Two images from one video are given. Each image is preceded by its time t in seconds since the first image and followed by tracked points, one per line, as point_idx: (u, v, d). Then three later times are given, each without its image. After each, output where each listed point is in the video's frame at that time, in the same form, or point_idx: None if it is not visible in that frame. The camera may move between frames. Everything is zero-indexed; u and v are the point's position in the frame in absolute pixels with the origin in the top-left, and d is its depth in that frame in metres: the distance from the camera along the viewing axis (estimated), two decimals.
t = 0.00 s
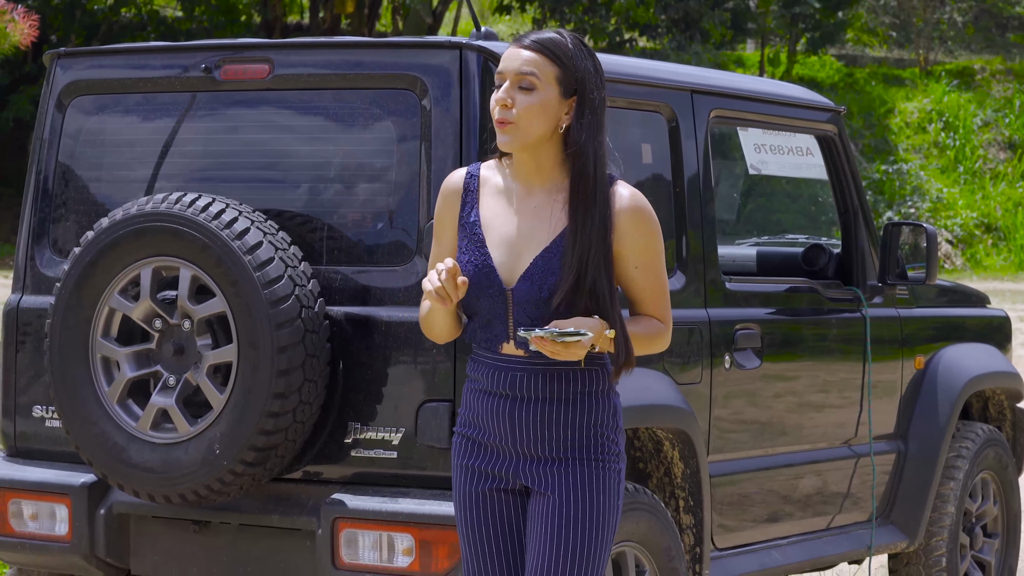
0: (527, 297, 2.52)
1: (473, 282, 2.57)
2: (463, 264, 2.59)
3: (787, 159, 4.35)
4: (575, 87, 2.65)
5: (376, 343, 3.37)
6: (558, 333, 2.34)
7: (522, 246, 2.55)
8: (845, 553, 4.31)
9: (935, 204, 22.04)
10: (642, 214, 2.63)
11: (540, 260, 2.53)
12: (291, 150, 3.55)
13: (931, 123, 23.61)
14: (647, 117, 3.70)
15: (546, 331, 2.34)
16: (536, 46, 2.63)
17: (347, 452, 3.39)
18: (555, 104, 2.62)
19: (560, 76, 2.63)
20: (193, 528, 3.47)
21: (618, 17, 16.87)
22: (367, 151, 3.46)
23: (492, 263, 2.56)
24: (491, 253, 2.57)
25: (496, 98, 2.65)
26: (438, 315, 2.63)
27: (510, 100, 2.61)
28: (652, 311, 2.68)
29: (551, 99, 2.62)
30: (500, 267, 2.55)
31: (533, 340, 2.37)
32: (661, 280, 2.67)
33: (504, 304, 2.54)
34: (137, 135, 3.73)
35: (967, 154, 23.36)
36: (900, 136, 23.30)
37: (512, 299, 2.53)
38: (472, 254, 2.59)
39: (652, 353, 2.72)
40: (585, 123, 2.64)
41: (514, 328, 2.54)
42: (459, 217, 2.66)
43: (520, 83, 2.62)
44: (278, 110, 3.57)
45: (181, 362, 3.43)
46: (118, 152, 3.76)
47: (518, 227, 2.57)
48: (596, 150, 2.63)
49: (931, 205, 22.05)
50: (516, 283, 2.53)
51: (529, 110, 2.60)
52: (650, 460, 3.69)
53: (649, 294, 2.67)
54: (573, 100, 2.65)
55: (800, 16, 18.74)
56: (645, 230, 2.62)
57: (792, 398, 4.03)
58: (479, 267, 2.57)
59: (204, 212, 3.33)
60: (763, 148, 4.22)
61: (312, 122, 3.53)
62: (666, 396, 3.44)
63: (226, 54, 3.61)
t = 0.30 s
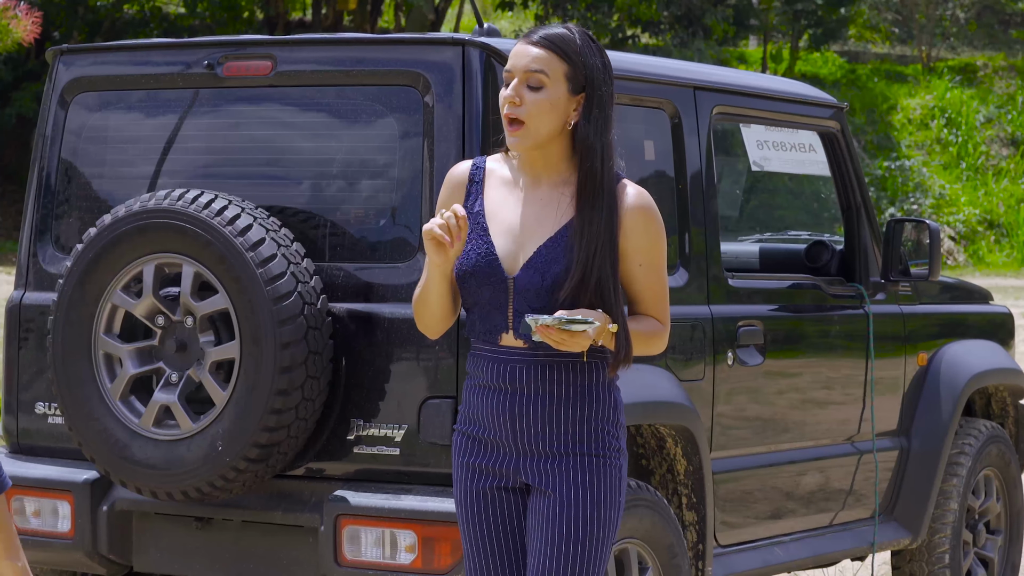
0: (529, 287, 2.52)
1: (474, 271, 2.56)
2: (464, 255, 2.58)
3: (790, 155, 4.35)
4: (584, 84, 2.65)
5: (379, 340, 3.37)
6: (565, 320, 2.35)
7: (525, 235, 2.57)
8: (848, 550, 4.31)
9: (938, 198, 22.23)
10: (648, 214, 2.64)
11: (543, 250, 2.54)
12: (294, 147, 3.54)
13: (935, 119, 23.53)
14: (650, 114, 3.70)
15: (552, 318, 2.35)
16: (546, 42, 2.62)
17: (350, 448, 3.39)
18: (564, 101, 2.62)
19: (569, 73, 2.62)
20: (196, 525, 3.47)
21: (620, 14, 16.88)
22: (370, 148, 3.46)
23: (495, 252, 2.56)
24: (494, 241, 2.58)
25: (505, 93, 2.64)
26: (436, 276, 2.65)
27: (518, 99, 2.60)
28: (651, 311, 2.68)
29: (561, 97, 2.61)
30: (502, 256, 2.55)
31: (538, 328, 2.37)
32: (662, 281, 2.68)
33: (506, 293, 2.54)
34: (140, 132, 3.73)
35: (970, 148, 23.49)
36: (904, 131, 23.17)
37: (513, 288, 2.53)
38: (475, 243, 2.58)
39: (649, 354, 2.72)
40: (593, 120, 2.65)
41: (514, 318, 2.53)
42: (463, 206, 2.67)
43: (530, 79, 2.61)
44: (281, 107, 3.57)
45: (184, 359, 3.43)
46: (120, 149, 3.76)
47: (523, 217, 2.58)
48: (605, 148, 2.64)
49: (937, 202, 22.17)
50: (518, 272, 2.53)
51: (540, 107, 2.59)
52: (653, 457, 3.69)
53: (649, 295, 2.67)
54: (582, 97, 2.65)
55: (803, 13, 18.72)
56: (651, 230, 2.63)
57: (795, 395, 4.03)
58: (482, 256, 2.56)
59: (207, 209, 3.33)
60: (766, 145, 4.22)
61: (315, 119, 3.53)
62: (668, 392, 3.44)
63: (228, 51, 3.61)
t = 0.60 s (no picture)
0: (535, 281, 2.52)
1: (479, 267, 2.56)
2: (470, 250, 2.58)
3: (790, 154, 4.34)
4: (585, 81, 2.65)
5: (381, 338, 3.36)
6: (577, 306, 2.35)
7: (530, 231, 2.57)
8: (850, 549, 4.30)
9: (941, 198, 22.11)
10: (652, 209, 2.64)
11: (549, 245, 2.54)
12: (296, 145, 3.54)
13: (936, 118, 23.54)
14: (652, 112, 3.69)
15: (564, 305, 2.35)
16: (546, 40, 2.63)
17: (353, 446, 3.38)
18: (566, 98, 2.62)
19: (570, 70, 2.63)
20: (198, 524, 3.47)
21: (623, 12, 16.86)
22: (372, 146, 3.46)
23: (502, 248, 2.56)
24: (500, 238, 2.57)
25: (506, 91, 2.65)
26: (426, 268, 2.69)
27: (520, 95, 2.61)
28: (656, 308, 2.68)
29: (562, 93, 2.62)
30: (509, 253, 2.55)
31: (549, 318, 2.37)
32: (666, 277, 2.68)
33: (512, 287, 2.53)
34: (143, 130, 3.73)
35: (972, 147, 23.45)
36: (905, 129, 23.14)
37: (520, 283, 2.53)
38: (480, 241, 2.58)
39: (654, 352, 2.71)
40: (595, 117, 2.65)
41: (519, 313, 2.53)
42: (467, 207, 2.66)
43: (531, 76, 2.61)
44: (283, 105, 3.57)
45: (186, 357, 3.43)
46: (122, 147, 3.76)
47: (527, 213, 2.58)
48: (607, 144, 2.65)
49: (938, 201, 22.06)
50: (524, 268, 2.53)
51: (541, 104, 2.60)
52: (655, 455, 3.69)
53: (653, 291, 2.66)
54: (583, 94, 2.66)
55: (805, 11, 18.71)
56: (655, 224, 2.63)
57: (797, 393, 4.03)
58: (489, 252, 2.56)
59: (209, 207, 3.33)
60: (768, 143, 4.22)
61: (317, 117, 3.53)
62: (671, 391, 3.44)
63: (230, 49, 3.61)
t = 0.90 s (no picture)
0: (539, 285, 2.52)
1: (483, 271, 2.56)
2: (474, 255, 2.58)
3: (795, 157, 4.36)
4: (583, 82, 2.65)
5: (385, 340, 3.36)
6: (574, 308, 2.34)
7: (533, 234, 2.56)
8: (854, 552, 4.30)
9: (944, 201, 21.97)
10: (654, 208, 2.64)
11: (552, 249, 2.53)
12: (300, 147, 3.55)
13: (940, 120, 23.52)
14: (655, 115, 3.69)
15: (561, 307, 2.34)
16: (543, 41, 2.63)
17: (356, 449, 3.38)
18: (562, 98, 2.62)
19: (568, 71, 2.62)
20: (202, 526, 3.47)
21: (626, 14, 16.85)
22: (376, 149, 3.46)
23: (505, 252, 2.55)
24: (504, 242, 2.57)
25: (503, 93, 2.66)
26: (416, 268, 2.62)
27: (517, 95, 2.62)
28: (664, 306, 2.67)
29: (558, 94, 2.62)
30: (512, 256, 2.55)
31: (548, 320, 2.36)
32: (672, 275, 2.66)
33: (516, 292, 2.53)
34: (146, 133, 3.73)
35: (976, 149, 23.44)
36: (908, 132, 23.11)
37: (524, 286, 2.53)
38: (484, 245, 2.58)
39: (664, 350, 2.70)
40: (593, 117, 2.64)
41: (524, 317, 2.53)
42: (472, 211, 2.66)
43: (527, 78, 2.62)
44: (287, 107, 3.57)
45: (190, 360, 3.43)
46: (126, 149, 3.76)
47: (530, 217, 2.58)
48: (607, 145, 2.63)
49: (942, 202, 21.98)
50: (528, 270, 2.53)
51: (537, 105, 2.60)
52: (659, 458, 3.69)
53: (658, 289, 2.66)
54: (581, 95, 2.65)
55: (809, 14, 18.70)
56: (657, 223, 2.63)
57: (801, 395, 4.02)
58: (492, 256, 2.55)
59: (213, 210, 3.33)
60: (772, 145, 4.22)
61: (320, 120, 3.53)
62: (674, 393, 3.44)
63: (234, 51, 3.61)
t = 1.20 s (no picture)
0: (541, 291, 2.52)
1: (486, 276, 2.57)
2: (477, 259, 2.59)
3: (801, 163, 4.35)
4: (586, 87, 2.65)
5: (390, 346, 3.36)
6: (561, 311, 2.36)
7: (537, 239, 2.56)
8: (859, 558, 4.30)
9: (949, 206, 21.91)
10: (658, 220, 2.64)
11: (554, 255, 2.53)
12: (305, 153, 3.55)
13: (945, 126, 23.45)
14: (660, 121, 3.69)
15: (548, 309, 2.36)
16: (543, 50, 2.63)
17: (361, 455, 3.38)
18: (568, 106, 2.62)
19: (570, 78, 2.62)
20: (207, 531, 3.47)
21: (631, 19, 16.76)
22: (381, 155, 3.46)
23: (506, 257, 2.56)
24: (507, 248, 2.57)
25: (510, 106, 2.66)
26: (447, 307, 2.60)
27: (523, 110, 2.62)
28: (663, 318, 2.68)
29: (564, 102, 2.62)
30: (514, 262, 2.55)
31: (537, 321, 2.39)
32: (673, 288, 2.67)
33: (516, 296, 2.54)
34: (152, 138, 3.73)
35: (981, 155, 23.29)
36: (914, 138, 22.92)
37: (524, 291, 2.53)
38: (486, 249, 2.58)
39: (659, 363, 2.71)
40: (598, 121, 2.64)
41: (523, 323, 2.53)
42: (477, 216, 2.67)
43: (531, 89, 2.62)
44: (293, 113, 3.57)
45: (195, 365, 3.43)
46: (131, 155, 3.76)
47: (534, 223, 2.58)
48: (611, 149, 2.64)
49: (947, 209, 21.82)
50: (528, 277, 2.53)
51: (543, 115, 2.61)
52: (664, 464, 3.68)
53: (657, 300, 2.66)
54: (585, 100, 2.65)
55: (814, 19, 18.67)
56: (660, 235, 2.63)
57: (805, 402, 4.02)
58: (494, 261, 2.56)
59: (218, 216, 3.33)
60: (777, 151, 4.21)
61: (326, 125, 3.53)
62: (680, 400, 3.43)
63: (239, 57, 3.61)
